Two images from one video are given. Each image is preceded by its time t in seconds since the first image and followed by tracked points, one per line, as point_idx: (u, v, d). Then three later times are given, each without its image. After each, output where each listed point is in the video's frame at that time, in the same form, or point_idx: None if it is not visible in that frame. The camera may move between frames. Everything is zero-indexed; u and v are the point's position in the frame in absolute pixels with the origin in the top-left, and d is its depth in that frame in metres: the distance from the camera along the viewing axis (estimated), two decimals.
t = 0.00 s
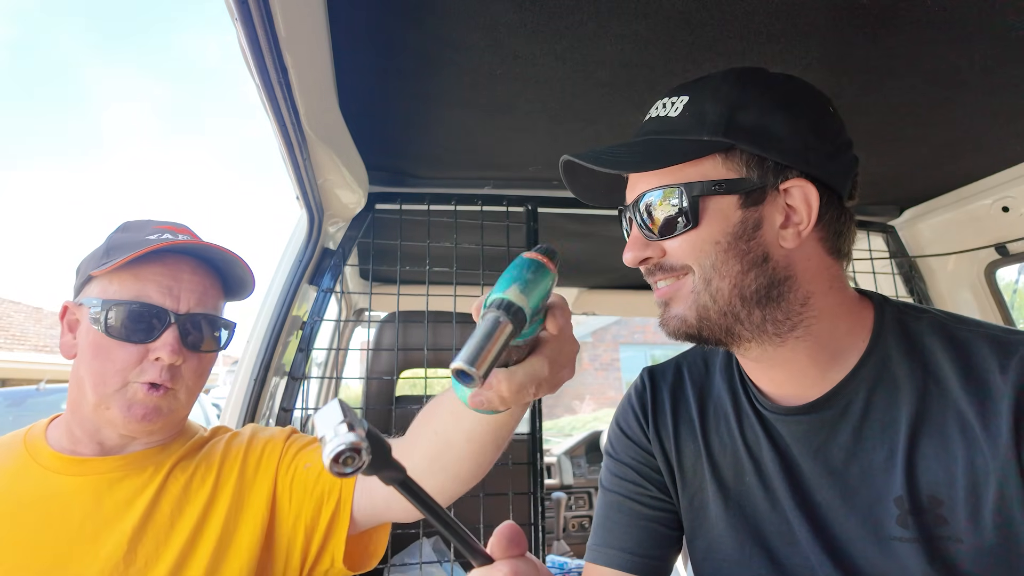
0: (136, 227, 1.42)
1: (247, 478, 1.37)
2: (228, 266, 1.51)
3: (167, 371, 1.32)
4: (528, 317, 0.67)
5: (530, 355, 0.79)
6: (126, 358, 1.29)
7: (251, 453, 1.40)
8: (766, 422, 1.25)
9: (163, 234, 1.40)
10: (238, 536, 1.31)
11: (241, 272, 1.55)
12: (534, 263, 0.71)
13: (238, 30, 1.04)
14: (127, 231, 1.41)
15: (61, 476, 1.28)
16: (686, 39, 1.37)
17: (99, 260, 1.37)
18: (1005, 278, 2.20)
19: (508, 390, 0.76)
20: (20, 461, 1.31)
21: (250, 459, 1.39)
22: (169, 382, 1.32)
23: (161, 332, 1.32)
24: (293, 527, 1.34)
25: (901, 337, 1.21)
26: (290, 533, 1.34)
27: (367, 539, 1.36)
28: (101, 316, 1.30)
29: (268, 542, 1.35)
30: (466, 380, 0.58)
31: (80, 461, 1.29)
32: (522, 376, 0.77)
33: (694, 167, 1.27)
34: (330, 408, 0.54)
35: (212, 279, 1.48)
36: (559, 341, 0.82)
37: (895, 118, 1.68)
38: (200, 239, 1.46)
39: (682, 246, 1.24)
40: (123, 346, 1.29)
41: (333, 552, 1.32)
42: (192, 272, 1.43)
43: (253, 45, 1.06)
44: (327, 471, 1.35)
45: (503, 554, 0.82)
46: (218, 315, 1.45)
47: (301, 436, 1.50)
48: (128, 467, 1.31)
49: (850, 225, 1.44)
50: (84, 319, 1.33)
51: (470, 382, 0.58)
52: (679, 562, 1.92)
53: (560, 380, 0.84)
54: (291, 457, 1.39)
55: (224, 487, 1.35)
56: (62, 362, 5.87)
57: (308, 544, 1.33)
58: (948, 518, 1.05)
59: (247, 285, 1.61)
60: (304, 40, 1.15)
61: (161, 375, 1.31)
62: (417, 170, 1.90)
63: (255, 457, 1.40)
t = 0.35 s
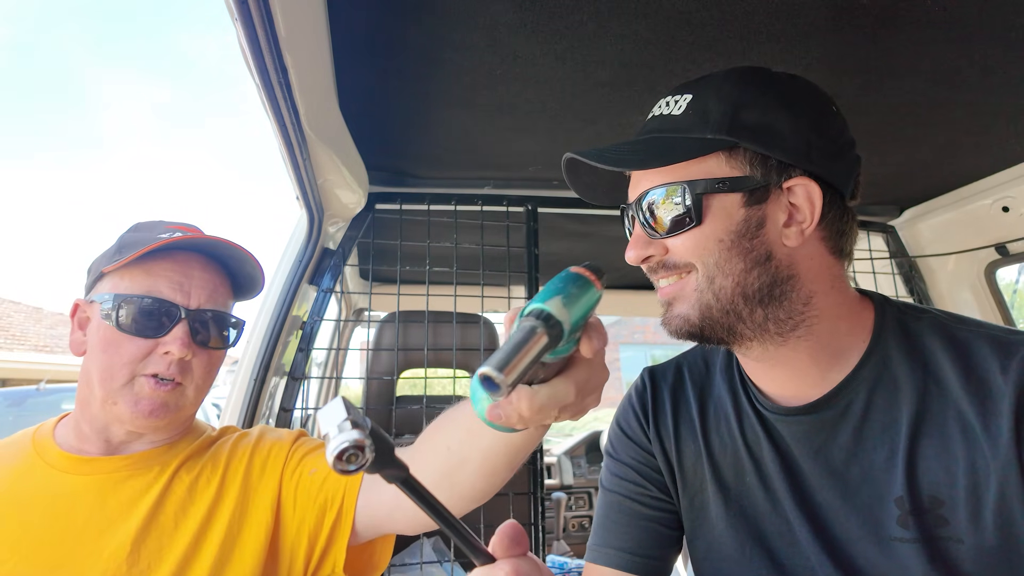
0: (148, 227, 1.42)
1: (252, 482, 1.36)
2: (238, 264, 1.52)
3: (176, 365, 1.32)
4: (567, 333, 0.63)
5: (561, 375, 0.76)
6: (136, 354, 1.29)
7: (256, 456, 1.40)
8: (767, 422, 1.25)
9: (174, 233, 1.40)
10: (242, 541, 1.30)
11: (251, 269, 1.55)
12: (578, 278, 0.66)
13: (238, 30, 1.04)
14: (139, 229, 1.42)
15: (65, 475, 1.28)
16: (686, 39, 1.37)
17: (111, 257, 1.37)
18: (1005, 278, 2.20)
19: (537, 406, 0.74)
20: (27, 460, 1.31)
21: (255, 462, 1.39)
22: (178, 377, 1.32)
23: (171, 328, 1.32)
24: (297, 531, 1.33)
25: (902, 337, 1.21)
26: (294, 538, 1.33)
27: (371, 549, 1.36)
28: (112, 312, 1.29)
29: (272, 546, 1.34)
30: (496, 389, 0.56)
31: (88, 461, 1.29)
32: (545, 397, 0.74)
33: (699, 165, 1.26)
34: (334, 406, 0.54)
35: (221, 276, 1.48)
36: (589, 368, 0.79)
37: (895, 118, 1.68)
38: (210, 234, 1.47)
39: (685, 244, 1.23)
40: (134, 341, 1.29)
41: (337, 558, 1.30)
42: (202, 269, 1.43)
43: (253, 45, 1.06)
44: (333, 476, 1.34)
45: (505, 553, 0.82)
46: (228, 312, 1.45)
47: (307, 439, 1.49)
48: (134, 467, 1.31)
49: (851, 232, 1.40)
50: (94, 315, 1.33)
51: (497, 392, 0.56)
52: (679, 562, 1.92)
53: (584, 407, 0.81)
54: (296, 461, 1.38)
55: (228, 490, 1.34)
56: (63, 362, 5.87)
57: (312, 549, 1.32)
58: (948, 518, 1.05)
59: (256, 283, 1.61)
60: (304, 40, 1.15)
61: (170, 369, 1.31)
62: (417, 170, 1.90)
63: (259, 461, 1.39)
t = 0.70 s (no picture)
0: (157, 230, 1.41)
1: (257, 485, 1.36)
2: (246, 264, 1.52)
3: (183, 365, 1.32)
4: (563, 342, 0.64)
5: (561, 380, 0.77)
6: (144, 353, 1.29)
7: (261, 458, 1.40)
8: (767, 422, 1.25)
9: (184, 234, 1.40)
10: (247, 542, 1.30)
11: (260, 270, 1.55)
12: (573, 285, 0.66)
13: (238, 30, 1.04)
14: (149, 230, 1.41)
15: (71, 475, 1.28)
16: (686, 39, 1.37)
17: (120, 257, 1.37)
18: (1005, 278, 2.20)
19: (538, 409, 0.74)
20: (32, 458, 1.31)
21: (260, 464, 1.39)
22: (185, 375, 1.32)
23: (179, 328, 1.32)
24: (301, 534, 1.33)
25: (903, 337, 1.21)
26: (298, 541, 1.33)
27: (376, 552, 1.35)
28: (121, 311, 1.29)
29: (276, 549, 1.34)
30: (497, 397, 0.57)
31: (94, 461, 1.29)
32: (546, 402, 0.74)
33: (708, 161, 1.25)
34: (335, 406, 0.54)
35: (229, 277, 1.48)
36: (589, 371, 0.79)
37: (895, 118, 1.68)
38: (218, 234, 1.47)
39: (697, 243, 1.22)
40: (142, 340, 1.29)
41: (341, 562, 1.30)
42: (211, 269, 1.43)
43: (253, 45, 1.06)
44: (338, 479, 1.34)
45: (505, 553, 0.82)
46: (235, 313, 1.45)
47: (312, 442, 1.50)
48: (140, 467, 1.31)
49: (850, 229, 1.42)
50: (103, 315, 1.33)
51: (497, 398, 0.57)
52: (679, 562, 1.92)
53: (584, 410, 0.82)
54: (301, 464, 1.38)
55: (234, 493, 1.35)
56: (63, 363, 5.86)
57: (316, 553, 1.32)
58: (949, 518, 1.05)
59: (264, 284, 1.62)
60: (304, 40, 1.14)
61: (177, 369, 1.31)
62: (417, 170, 1.90)
63: (265, 464, 1.39)
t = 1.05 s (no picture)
0: (155, 229, 1.41)
1: (263, 488, 1.36)
2: (246, 264, 1.52)
3: (183, 364, 1.32)
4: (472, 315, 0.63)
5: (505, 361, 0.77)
6: (144, 352, 1.29)
7: (269, 464, 1.40)
8: (768, 424, 1.25)
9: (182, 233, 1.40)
10: (252, 545, 1.29)
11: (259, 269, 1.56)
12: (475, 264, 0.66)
13: (239, 30, 1.04)
14: (149, 231, 1.41)
15: (71, 476, 1.28)
16: (686, 39, 1.37)
17: (118, 257, 1.37)
18: (1005, 278, 2.20)
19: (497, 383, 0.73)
20: (34, 458, 1.31)
21: (267, 470, 1.39)
22: (186, 374, 1.33)
23: (179, 327, 1.32)
24: (306, 541, 1.33)
25: (903, 337, 1.21)
26: (302, 547, 1.33)
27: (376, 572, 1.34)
28: (120, 312, 1.29)
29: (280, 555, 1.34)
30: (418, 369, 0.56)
31: (96, 462, 1.29)
32: (489, 383, 0.72)
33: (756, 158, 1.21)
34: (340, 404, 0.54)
35: (228, 276, 1.48)
36: (528, 353, 0.81)
37: (895, 118, 1.68)
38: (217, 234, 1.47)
39: (760, 242, 1.18)
40: (141, 340, 1.29)
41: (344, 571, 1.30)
42: (211, 269, 1.43)
43: (253, 45, 1.06)
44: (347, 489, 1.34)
45: (507, 554, 0.82)
46: (235, 312, 1.45)
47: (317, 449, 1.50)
48: (142, 468, 1.32)
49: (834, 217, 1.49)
50: (102, 315, 1.33)
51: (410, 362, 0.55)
52: (679, 562, 1.92)
53: (535, 392, 0.82)
54: (309, 471, 1.38)
55: (240, 497, 1.35)
56: (63, 363, 5.86)
57: (320, 560, 1.32)
58: (949, 517, 1.05)
59: (262, 282, 1.62)
60: (304, 40, 1.14)
61: (178, 368, 1.31)
62: (417, 170, 1.90)
63: (272, 469, 1.39)
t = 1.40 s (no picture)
0: (146, 234, 1.42)
1: (268, 505, 1.41)
2: (243, 273, 1.50)
3: (182, 380, 1.31)
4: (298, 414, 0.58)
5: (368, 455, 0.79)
6: (143, 369, 1.27)
7: (274, 482, 1.44)
8: (769, 425, 1.25)
9: (174, 241, 1.40)
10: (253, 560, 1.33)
11: (257, 279, 1.53)
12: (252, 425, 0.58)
13: (238, 30, 1.04)
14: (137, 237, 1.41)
15: (72, 477, 1.27)
16: (686, 39, 1.36)
17: (111, 270, 1.34)
18: (1005, 278, 2.20)
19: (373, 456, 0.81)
20: (34, 457, 1.31)
21: (273, 489, 1.43)
22: (185, 391, 1.32)
23: (175, 344, 1.29)
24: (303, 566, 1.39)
25: (902, 338, 1.21)
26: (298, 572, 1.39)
27: None
28: (115, 329, 1.27)
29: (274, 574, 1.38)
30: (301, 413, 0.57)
31: (100, 463, 1.28)
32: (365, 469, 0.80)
33: (745, 150, 1.22)
34: (339, 402, 0.53)
35: (225, 285, 1.46)
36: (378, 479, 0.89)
37: (895, 118, 1.68)
38: (217, 247, 1.47)
39: (743, 237, 1.20)
40: (137, 357, 1.27)
41: None
42: (207, 281, 1.41)
43: (253, 45, 1.06)
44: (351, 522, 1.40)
45: (506, 553, 0.83)
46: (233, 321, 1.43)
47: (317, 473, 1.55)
48: (142, 473, 1.31)
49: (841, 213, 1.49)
50: (98, 330, 1.31)
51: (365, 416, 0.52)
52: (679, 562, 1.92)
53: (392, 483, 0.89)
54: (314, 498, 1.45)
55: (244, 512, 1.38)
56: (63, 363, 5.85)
57: None
58: (949, 518, 1.05)
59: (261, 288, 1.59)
60: (304, 40, 1.14)
61: (177, 384, 1.30)
62: (417, 171, 1.90)
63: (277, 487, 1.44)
